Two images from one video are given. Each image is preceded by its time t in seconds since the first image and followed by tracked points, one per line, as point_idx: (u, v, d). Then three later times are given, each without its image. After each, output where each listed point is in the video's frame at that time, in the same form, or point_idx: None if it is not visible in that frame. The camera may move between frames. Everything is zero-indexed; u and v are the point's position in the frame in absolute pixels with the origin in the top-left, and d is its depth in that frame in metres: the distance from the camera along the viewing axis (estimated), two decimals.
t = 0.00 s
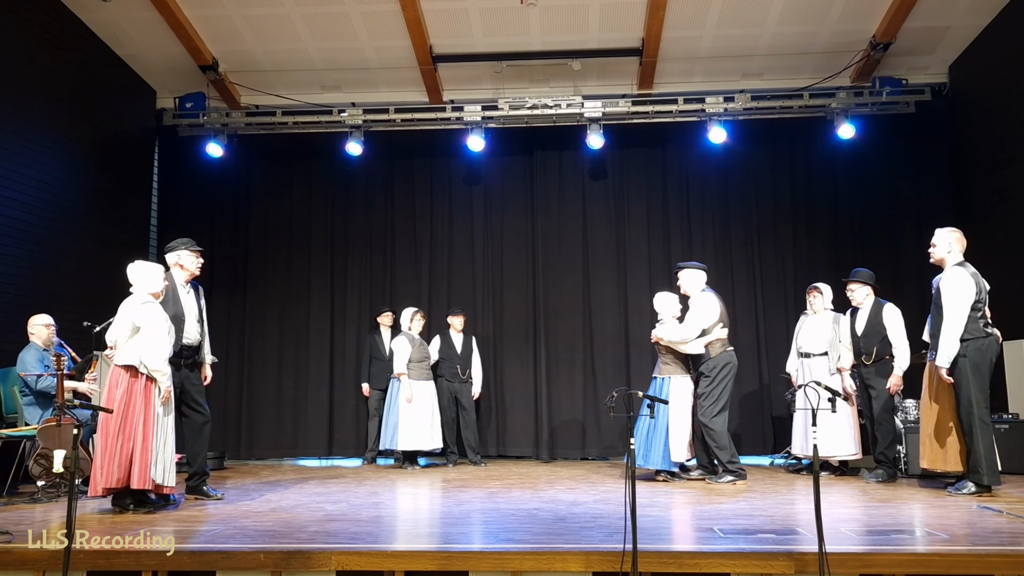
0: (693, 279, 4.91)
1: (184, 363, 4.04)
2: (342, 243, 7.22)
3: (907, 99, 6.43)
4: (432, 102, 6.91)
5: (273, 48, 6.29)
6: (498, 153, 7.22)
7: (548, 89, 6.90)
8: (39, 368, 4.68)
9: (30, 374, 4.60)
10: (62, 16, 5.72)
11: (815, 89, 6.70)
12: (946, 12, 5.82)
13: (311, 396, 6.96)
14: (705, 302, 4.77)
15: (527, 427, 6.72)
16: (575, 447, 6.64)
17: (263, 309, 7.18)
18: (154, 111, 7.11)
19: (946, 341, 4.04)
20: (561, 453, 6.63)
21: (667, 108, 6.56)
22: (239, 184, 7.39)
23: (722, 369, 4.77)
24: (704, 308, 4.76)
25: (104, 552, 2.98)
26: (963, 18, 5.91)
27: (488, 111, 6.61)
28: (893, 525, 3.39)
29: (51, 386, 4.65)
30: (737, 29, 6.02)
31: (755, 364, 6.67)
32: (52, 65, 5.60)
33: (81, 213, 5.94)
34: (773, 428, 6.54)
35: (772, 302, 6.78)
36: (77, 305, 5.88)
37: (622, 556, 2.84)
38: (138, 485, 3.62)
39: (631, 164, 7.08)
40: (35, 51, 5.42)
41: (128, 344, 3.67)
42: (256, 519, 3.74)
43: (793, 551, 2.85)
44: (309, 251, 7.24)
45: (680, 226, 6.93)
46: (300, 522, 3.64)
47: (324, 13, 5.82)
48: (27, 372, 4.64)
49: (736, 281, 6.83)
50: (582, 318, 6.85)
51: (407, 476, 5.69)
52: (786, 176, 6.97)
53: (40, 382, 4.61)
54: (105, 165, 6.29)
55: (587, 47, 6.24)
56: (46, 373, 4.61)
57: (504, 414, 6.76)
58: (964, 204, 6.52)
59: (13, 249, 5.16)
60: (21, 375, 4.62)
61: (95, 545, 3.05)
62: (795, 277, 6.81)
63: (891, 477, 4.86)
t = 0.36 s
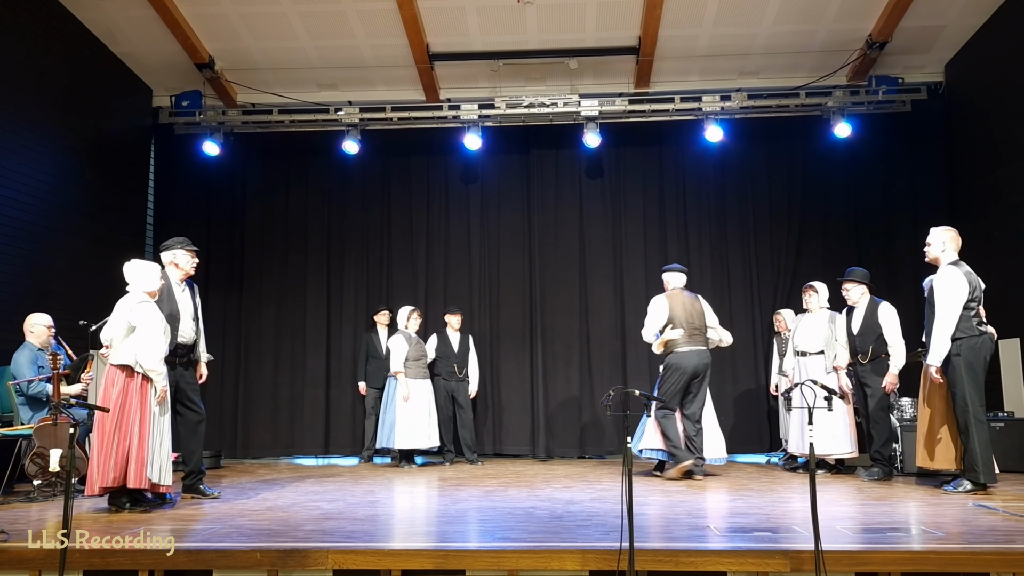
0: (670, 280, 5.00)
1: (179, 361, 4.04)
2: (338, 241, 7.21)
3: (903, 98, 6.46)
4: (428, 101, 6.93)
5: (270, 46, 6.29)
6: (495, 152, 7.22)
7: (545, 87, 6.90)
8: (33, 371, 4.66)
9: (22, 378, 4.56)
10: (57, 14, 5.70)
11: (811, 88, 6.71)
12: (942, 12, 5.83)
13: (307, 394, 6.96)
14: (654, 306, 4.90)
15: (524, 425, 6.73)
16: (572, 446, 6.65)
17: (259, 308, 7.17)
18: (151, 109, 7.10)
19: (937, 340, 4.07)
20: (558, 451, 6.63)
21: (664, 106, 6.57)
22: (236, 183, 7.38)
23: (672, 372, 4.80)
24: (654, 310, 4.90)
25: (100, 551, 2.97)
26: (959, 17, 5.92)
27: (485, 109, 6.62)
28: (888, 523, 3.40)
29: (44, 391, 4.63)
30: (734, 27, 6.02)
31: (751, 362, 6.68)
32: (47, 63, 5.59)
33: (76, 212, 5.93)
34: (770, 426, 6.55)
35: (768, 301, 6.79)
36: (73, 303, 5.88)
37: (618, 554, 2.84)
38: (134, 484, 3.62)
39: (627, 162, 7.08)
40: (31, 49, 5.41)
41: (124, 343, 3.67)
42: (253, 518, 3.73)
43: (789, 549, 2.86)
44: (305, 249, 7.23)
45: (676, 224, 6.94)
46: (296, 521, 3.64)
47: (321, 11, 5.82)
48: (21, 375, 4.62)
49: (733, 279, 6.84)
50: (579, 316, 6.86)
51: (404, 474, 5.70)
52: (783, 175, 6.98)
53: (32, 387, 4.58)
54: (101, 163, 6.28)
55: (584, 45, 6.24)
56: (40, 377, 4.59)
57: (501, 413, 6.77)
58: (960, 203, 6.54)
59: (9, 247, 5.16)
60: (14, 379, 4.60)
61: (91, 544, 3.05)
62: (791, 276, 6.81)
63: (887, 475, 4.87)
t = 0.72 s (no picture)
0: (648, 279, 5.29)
1: (175, 359, 4.04)
2: (335, 240, 7.21)
3: (900, 97, 6.47)
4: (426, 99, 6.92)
5: (267, 45, 6.28)
6: (492, 150, 7.22)
7: (542, 86, 6.89)
8: (28, 372, 4.66)
9: (17, 379, 4.57)
10: (54, 11, 5.69)
11: (809, 86, 6.71)
12: (939, 11, 5.84)
13: (304, 393, 6.95)
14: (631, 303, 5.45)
15: (521, 424, 6.73)
16: (569, 444, 6.65)
17: (256, 306, 7.17)
18: (148, 107, 7.09)
19: (932, 340, 4.08)
20: (555, 450, 6.64)
21: (661, 105, 6.57)
22: (233, 181, 7.38)
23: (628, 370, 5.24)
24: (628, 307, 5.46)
25: (98, 549, 2.96)
26: (956, 17, 5.93)
27: (482, 107, 6.62)
28: (885, 521, 3.40)
29: (37, 392, 4.62)
30: (731, 26, 6.03)
31: (748, 360, 6.69)
32: (44, 60, 5.58)
33: (73, 210, 5.92)
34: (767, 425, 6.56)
35: (765, 300, 6.80)
36: (70, 301, 5.87)
37: (615, 553, 2.85)
38: (132, 482, 3.62)
39: (625, 160, 7.09)
40: (28, 47, 5.40)
41: (120, 341, 3.67)
42: (251, 516, 3.73)
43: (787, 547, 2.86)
44: (302, 247, 7.22)
45: (674, 223, 6.95)
46: (293, 519, 3.63)
47: (318, 9, 5.81)
48: (16, 375, 4.63)
49: (730, 278, 6.85)
50: (576, 315, 6.86)
51: (401, 472, 5.70)
52: (780, 173, 6.98)
53: (25, 388, 4.58)
54: (98, 161, 6.27)
55: (581, 44, 6.24)
56: (33, 378, 4.58)
57: (498, 411, 6.77)
58: (957, 202, 6.54)
59: (7, 245, 5.16)
60: (10, 379, 4.61)
61: (89, 542, 3.04)
62: (788, 274, 6.82)
63: (883, 473, 4.88)
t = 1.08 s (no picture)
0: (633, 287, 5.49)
1: (174, 358, 4.04)
2: (334, 238, 7.21)
3: (900, 97, 6.48)
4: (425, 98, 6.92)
5: (267, 43, 6.28)
6: (491, 149, 7.21)
7: (542, 85, 6.89)
8: (33, 370, 4.67)
9: (20, 378, 4.56)
10: (53, 10, 5.69)
11: (808, 86, 6.70)
12: (939, 10, 5.83)
13: (303, 392, 6.96)
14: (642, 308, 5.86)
15: (520, 423, 6.74)
16: (569, 444, 6.65)
17: (256, 305, 7.17)
18: (148, 106, 7.09)
19: (930, 341, 4.07)
20: (554, 449, 6.64)
21: (661, 104, 6.56)
22: (233, 180, 7.38)
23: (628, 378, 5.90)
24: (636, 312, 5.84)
25: (97, 548, 2.96)
26: (956, 16, 5.93)
27: (482, 107, 6.62)
28: (884, 521, 3.40)
29: (41, 390, 4.64)
30: (731, 25, 6.02)
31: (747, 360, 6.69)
32: (44, 58, 5.58)
33: (73, 209, 5.93)
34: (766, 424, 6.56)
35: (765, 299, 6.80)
36: (70, 299, 5.87)
37: (614, 552, 2.85)
38: (131, 480, 3.62)
39: (624, 159, 7.09)
40: (27, 45, 5.40)
41: (119, 339, 3.66)
42: (250, 514, 3.73)
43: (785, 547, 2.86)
44: (302, 246, 7.22)
45: (673, 221, 6.95)
46: (293, 518, 3.64)
47: (318, 8, 5.81)
48: (21, 373, 4.63)
49: (729, 277, 6.86)
50: (575, 314, 6.86)
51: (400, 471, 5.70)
52: (780, 173, 6.99)
53: (30, 386, 4.59)
54: (98, 160, 6.27)
55: (581, 43, 6.24)
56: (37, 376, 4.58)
57: (497, 410, 6.77)
58: (957, 202, 6.54)
59: (6, 243, 5.16)
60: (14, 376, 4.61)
61: (88, 541, 3.04)
62: (788, 274, 6.82)
63: (883, 473, 4.88)
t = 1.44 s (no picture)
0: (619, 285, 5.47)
1: (174, 357, 4.03)
2: (333, 238, 7.21)
3: (899, 97, 6.51)
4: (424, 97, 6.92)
5: (266, 42, 6.28)
6: (490, 148, 7.21)
7: (541, 85, 6.90)
8: (34, 369, 4.67)
9: (21, 377, 4.56)
10: (53, 9, 5.69)
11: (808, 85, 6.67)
12: (938, 10, 5.84)
13: (302, 391, 6.95)
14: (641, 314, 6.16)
15: (519, 423, 6.73)
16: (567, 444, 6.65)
17: (255, 304, 7.17)
18: (147, 105, 7.09)
19: (929, 341, 4.07)
20: (552, 448, 6.64)
21: (661, 104, 6.55)
22: (232, 179, 7.38)
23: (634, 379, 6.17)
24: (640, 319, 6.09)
25: (96, 548, 2.96)
26: (956, 16, 5.93)
27: (481, 106, 6.63)
28: (882, 521, 3.40)
29: (41, 389, 4.63)
30: (730, 26, 6.03)
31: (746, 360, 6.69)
32: (43, 57, 5.58)
33: (72, 208, 5.92)
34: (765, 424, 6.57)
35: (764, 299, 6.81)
36: (68, 298, 5.86)
37: (613, 552, 2.85)
38: (129, 479, 3.62)
39: (623, 159, 7.09)
40: (26, 44, 5.39)
41: (118, 338, 3.66)
42: (248, 514, 3.73)
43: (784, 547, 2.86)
44: (301, 245, 7.22)
45: (672, 222, 6.96)
46: (291, 517, 3.63)
47: (317, 7, 5.81)
48: (21, 373, 4.63)
49: (728, 277, 6.87)
50: (574, 313, 6.86)
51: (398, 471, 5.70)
52: (778, 172, 6.99)
53: (30, 386, 4.58)
54: (97, 159, 6.27)
55: (581, 42, 6.24)
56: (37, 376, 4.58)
57: (495, 410, 6.77)
58: (956, 202, 6.55)
59: (5, 242, 5.15)
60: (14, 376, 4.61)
61: (87, 541, 3.04)
62: (787, 274, 6.82)
63: (881, 473, 4.88)
